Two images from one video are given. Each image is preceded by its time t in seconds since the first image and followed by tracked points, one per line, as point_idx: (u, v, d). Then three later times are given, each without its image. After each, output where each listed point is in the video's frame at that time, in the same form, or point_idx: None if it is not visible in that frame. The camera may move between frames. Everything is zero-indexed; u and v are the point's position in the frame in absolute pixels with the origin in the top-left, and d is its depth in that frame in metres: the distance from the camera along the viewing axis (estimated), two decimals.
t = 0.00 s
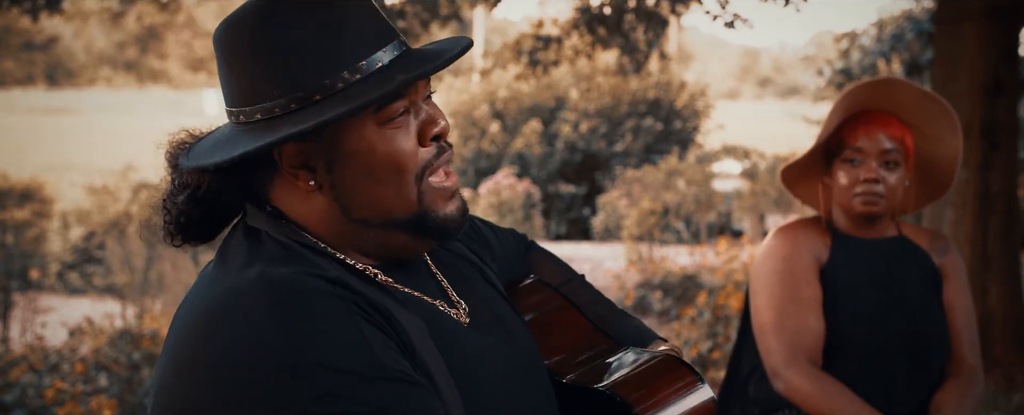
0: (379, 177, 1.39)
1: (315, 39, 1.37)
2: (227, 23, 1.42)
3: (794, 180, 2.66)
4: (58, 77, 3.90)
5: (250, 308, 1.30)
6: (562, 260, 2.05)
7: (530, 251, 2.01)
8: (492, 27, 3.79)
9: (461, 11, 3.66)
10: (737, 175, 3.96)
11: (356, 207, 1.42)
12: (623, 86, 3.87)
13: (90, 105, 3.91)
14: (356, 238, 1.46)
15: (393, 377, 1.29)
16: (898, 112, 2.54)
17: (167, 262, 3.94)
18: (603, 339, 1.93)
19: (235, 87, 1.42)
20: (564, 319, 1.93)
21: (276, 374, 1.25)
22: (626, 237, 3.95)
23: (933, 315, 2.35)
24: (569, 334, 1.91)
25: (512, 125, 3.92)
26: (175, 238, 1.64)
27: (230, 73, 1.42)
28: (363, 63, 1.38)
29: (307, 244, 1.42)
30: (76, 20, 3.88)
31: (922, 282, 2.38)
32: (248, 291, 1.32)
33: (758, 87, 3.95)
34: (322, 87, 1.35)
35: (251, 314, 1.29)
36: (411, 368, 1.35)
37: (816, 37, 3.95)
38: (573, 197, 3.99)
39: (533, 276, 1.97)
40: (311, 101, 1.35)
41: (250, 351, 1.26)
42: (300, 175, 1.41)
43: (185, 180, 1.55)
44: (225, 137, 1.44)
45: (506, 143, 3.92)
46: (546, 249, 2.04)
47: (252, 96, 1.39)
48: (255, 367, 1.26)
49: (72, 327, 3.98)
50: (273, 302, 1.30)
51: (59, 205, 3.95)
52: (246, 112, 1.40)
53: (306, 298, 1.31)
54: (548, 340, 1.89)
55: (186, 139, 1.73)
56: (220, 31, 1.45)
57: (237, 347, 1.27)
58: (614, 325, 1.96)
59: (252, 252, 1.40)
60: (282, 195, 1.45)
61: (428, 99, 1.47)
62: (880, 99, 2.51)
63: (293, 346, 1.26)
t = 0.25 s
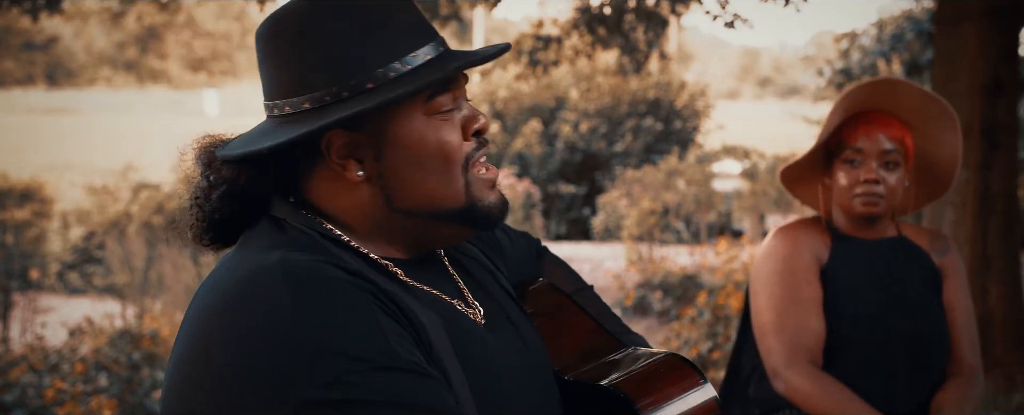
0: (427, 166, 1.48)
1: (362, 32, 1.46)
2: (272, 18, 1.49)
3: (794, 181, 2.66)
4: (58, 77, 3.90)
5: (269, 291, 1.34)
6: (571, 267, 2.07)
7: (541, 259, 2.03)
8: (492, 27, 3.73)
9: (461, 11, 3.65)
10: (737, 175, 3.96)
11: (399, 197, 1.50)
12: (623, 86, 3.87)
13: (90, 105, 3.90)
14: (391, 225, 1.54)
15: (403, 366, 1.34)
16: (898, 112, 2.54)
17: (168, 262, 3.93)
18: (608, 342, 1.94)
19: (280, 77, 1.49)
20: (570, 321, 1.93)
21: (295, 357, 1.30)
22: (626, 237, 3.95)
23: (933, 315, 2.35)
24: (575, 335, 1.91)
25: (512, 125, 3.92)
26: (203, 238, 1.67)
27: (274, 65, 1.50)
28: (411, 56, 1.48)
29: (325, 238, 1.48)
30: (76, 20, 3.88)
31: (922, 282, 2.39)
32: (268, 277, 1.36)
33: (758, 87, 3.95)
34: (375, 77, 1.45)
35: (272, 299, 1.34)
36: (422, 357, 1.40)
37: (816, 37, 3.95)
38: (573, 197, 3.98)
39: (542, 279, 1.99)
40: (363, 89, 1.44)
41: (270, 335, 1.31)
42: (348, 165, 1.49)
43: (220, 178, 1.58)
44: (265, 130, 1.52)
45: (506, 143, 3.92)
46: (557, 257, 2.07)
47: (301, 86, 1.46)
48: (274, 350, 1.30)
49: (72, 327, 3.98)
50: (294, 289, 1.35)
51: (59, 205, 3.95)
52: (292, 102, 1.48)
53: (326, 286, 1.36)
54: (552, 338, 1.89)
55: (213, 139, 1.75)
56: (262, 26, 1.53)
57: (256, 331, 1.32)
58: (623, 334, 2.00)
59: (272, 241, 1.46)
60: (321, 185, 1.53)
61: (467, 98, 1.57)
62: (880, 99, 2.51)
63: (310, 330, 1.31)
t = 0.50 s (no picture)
0: (485, 174, 1.41)
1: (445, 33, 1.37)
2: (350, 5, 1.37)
3: (790, 182, 2.66)
4: (58, 77, 3.90)
5: (286, 284, 1.26)
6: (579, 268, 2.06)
7: (547, 257, 2.02)
8: (492, 27, 3.79)
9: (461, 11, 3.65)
10: (737, 175, 3.96)
11: (452, 201, 1.41)
12: (624, 86, 3.87)
13: (90, 105, 3.90)
14: (431, 228, 1.44)
15: (423, 364, 1.25)
16: (894, 112, 2.54)
17: (168, 261, 3.93)
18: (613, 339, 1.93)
19: (350, 65, 1.36)
20: (577, 319, 1.92)
21: (314, 348, 1.21)
22: (626, 237, 3.95)
23: (931, 314, 2.34)
24: (581, 333, 1.91)
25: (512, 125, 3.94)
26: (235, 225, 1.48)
27: (344, 51, 1.36)
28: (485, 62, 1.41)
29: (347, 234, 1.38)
30: (76, 20, 3.88)
31: (919, 281, 2.38)
32: (290, 269, 1.28)
33: (758, 87, 3.95)
34: (455, 79, 1.36)
35: (293, 290, 1.25)
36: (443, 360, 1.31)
37: (816, 37, 3.95)
38: (573, 197, 3.97)
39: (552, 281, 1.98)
40: (443, 89, 1.35)
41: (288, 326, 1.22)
42: (412, 161, 1.38)
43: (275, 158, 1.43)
44: (320, 116, 1.39)
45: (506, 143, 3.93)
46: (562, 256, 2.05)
47: (376, 77, 1.34)
48: (292, 341, 1.21)
49: (72, 327, 3.97)
50: (317, 281, 1.26)
51: (59, 205, 3.95)
52: (364, 93, 1.35)
53: (349, 279, 1.28)
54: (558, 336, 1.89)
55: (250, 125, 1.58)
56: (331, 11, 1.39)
57: (275, 321, 1.23)
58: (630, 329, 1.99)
59: (292, 235, 1.37)
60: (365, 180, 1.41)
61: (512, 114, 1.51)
62: (876, 99, 2.51)
63: (328, 323, 1.22)
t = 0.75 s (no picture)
0: (515, 189, 1.42)
1: (488, 44, 1.39)
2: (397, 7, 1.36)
3: (784, 184, 2.67)
4: (58, 78, 3.90)
5: (304, 276, 1.23)
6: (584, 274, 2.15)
7: (555, 264, 2.11)
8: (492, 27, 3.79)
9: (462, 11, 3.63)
10: (737, 175, 3.96)
11: (482, 210, 1.41)
12: (624, 86, 3.87)
13: (90, 105, 3.90)
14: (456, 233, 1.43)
15: (441, 363, 1.22)
16: (887, 112, 2.54)
17: (168, 261, 3.93)
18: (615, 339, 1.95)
19: (396, 70, 1.36)
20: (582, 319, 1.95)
21: (334, 342, 1.18)
22: (626, 237, 3.95)
23: (926, 313, 2.33)
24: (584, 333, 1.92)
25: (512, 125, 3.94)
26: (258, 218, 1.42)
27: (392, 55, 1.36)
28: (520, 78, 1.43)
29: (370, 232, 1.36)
30: (76, 20, 3.87)
31: (916, 280, 2.38)
32: (313, 261, 1.25)
33: (758, 87, 3.95)
34: (496, 91, 1.38)
35: (316, 281, 1.22)
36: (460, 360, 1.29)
37: (816, 38, 3.95)
38: (573, 197, 3.97)
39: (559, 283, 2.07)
40: (485, 101, 1.37)
41: (309, 318, 1.19)
42: (448, 170, 1.37)
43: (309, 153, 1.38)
44: (359, 118, 1.37)
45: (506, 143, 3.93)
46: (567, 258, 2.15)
47: (422, 84, 1.35)
48: (312, 334, 1.18)
49: (72, 327, 3.97)
50: (340, 273, 1.23)
51: (59, 205, 3.95)
52: (410, 99, 1.35)
53: (372, 274, 1.25)
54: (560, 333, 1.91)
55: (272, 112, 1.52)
56: (372, 10, 1.38)
57: (296, 313, 1.20)
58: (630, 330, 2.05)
59: (311, 230, 1.34)
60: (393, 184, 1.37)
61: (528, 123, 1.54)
62: (869, 99, 2.51)
63: (347, 316, 1.19)
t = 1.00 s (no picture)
0: (519, 191, 1.45)
1: (484, 52, 1.38)
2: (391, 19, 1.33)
3: (779, 186, 2.66)
4: (59, 78, 3.93)
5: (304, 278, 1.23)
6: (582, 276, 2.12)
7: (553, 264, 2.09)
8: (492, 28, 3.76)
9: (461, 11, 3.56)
10: (736, 176, 3.96)
11: (484, 213, 1.44)
12: (623, 86, 3.88)
13: (90, 106, 3.91)
14: (460, 237, 1.46)
15: (441, 364, 1.22)
16: (880, 110, 2.54)
17: (168, 262, 3.92)
18: (612, 340, 1.93)
19: (395, 84, 1.34)
20: (580, 319, 1.94)
21: (332, 343, 1.17)
22: (626, 237, 3.96)
23: (923, 311, 2.35)
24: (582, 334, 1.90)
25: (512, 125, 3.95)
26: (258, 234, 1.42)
27: (388, 69, 1.34)
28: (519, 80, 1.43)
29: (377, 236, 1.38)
30: (76, 20, 3.87)
31: (913, 280, 2.39)
32: (312, 262, 1.25)
33: (758, 88, 3.96)
34: (496, 98, 1.38)
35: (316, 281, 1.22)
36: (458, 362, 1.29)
37: (816, 38, 3.94)
38: (574, 197, 4.00)
39: (555, 285, 2.01)
40: (485, 110, 1.37)
41: (307, 317, 1.19)
42: (451, 178, 1.39)
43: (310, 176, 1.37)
44: (361, 135, 1.36)
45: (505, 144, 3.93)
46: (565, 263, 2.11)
47: (420, 97, 1.34)
48: (311, 333, 1.18)
49: (72, 327, 3.97)
50: (340, 274, 1.24)
51: (58, 205, 3.95)
52: (411, 113, 1.35)
53: (370, 275, 1.26)
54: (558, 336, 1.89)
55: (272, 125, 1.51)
56: (365, 25, 1.36)
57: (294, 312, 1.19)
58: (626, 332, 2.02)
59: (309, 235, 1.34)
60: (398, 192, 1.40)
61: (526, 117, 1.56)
62: (861, 98, 2.50)
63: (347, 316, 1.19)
